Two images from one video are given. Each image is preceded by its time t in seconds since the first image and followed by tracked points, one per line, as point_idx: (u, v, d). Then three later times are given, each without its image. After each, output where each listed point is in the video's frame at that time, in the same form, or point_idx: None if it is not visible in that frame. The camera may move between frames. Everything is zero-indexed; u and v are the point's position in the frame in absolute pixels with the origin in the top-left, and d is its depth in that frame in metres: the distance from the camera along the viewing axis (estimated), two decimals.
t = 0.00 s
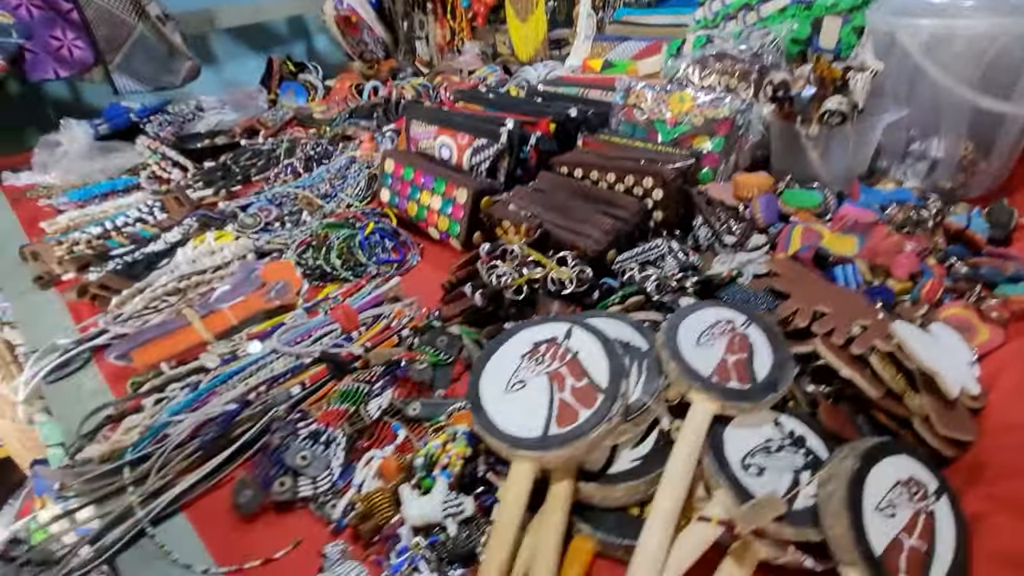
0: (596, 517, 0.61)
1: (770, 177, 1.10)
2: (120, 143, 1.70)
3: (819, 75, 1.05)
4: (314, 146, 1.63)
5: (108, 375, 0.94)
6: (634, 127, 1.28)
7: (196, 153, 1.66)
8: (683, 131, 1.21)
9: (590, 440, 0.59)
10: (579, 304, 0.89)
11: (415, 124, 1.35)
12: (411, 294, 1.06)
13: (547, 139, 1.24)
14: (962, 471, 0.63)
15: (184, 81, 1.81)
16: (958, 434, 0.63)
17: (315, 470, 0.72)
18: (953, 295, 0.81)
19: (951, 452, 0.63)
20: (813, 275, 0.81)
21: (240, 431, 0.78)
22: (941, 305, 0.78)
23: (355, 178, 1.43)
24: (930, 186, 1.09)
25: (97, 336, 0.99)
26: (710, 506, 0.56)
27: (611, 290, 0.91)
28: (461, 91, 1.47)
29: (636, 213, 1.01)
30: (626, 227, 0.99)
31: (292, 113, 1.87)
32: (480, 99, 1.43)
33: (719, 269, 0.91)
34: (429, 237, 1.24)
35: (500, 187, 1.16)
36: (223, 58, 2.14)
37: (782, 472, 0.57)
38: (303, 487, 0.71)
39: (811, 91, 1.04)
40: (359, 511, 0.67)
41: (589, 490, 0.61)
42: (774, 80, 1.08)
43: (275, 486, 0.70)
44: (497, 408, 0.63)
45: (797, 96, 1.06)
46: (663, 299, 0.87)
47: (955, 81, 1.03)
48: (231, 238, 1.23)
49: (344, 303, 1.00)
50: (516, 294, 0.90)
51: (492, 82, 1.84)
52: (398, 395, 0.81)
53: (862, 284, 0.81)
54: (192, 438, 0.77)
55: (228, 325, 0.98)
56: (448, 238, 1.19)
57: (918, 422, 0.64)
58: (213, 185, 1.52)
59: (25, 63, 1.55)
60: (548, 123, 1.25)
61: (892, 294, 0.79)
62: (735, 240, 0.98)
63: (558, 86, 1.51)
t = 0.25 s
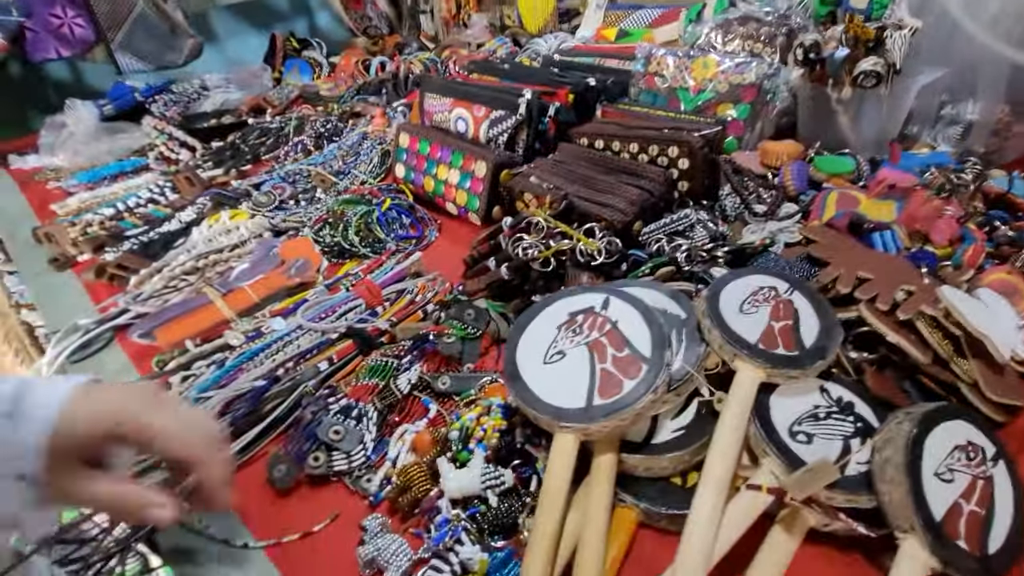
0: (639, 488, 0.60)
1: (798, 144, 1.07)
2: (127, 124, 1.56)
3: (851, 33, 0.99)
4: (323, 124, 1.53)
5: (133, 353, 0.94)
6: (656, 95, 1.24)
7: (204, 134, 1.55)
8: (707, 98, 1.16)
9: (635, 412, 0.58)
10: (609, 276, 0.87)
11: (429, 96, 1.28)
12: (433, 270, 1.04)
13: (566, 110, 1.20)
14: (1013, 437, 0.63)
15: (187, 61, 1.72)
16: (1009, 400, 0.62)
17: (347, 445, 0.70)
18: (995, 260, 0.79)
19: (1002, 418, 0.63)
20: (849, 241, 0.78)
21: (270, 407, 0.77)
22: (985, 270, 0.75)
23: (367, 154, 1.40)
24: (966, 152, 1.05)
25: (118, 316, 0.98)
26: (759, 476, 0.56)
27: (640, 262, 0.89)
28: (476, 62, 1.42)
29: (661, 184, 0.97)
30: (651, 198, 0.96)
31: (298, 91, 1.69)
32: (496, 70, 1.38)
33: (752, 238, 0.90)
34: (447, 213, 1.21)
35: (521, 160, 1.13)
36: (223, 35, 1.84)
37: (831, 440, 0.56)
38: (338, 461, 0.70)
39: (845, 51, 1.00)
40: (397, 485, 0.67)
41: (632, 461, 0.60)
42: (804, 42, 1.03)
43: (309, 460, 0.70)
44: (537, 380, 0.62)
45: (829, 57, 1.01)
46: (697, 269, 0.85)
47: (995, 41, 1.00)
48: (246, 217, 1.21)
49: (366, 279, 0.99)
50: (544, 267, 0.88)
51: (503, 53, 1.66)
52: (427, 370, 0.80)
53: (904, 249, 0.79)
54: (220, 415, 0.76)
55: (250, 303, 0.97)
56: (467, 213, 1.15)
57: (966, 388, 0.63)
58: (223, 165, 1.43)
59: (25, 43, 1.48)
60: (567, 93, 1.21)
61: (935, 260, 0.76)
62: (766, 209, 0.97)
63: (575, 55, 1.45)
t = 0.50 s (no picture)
0: (656, 484, 0.59)
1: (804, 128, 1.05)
2: (116, 124, 1.53)
3: (859, 13, 1.00)
4: (318, 120, 1.51)
5: (129, 358, 0.91)
6: (656, 82, 1.21)
7: (195, 133, 1.51)
8: (709, 83, 1.14)
9: (652, 405, 0.56)
10: (615, 267, 0.85)
11: (425, 88, 1.24)
12: (434, 265, 1.02)
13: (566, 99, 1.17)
14: None
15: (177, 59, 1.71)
16: None
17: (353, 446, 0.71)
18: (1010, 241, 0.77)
19: None
20: (859, 225, 0.76)
21: (272, 409, 0.76)
22: (1002, 251, 0.72)
23: (363, 150, 1.37)
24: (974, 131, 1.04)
25: (113, 321, 0.95)
26: (782, 469, 0.54)
27: (646, 252, 0.87)
28: (472, 54, 1.40)
29: (665, 172, 0.95)
30: (654, 187, 0.93)
31: (290, 88, 1.65)
32: (493, 60, 1.35)
33: (760, 224, 0.88)
34: (447, 207, 1.18)
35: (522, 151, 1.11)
36: (212, 33, 1.79)
37: (853, 430, 0.55)
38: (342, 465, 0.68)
39: (852, 31, 1.00)
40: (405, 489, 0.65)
41: (650, 457, 0.58)
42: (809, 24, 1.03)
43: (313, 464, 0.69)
44: (548, 377, 0.60)
45: (836, 37, 1.01)
46: (704, 257, 0.83)
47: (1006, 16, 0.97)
48: (241, 216, 1.18)
49: (367, 276, 0.97)
50: (549, 259, 0.86)
51: (499, 44, 1.64)
52: (432, 368, 0.78)
53: (917, 231, 0.77)
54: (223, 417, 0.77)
55: (249, 303, 0.95)
56: (467, 207, 1.13)
57: (987, 372, 0.61)
58: (216, 165, 1.40)
59: (10, 43, 1.44)
60: (566, 81, 1.18)
61: (951, 242, 0.74)
62: (774, 194, 0.94)
63: (572, 43, 1.42)
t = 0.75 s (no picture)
0: (664, 491, 0.58)
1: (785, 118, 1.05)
2: (85, 149, 1.48)
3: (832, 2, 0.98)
4: (295, 133, 1.48)
5: (115, 394, 0.88)
6: (635, 80, 1.20)
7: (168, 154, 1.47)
8: (688, 78, 1.13)
9: (656, 412, 0.56)
10: (607, 271, 0.85)
11: (403, 96, 1.22)
12: (425, 278, 1.01)
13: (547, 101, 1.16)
14: None
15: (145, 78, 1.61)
16: None
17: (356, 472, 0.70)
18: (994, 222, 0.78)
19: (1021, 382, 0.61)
20: (849, 216, 0.75)
21: (269, 439, 0.74)
22: (988, 232, 0.74)
23: (343, 162, 1.35)
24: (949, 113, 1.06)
25: (95, 356, 0.92)
26: (789, 469, 0.55)
27: (637, 253, 0.87)
28: (448, 59, 1.38)
29: (652, 170, 0.95)
30: (642, 186, 0.93)
31: (264, 101, 1.62)
32: (470, 64, 1.33)
33: (749, 219, 0.88)
34: (433, 216, 1.15)
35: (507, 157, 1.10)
36: (178, 49, 1.74)
37: (858, 424, 0.56)
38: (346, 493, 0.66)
39: (825, 21, 1.00)
40: (413, 513, 0.64)
41: (658, 463, 0.58)
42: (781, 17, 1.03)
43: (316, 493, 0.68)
44: (549, 390, 0.59)
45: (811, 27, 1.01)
46: (697, 256, 0.83)
47: None
48: (222, 238, 1.15)
49: (357, 293, 0.95)
50: (541, 266, 0.85)
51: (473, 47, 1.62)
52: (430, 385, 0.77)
53: (904, 218, 0.79)
54: (219, 451, 0.75)
55: (237, 329, 0.93)
56: (454, 215, 1.11)
57: (982, 355, 0.62)
58: (192, 185, 1.36)
59: None
60: (545, 83, 1.17)
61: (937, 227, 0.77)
62: (761, 187, 0.95)
63: (547, 43, 1.41)
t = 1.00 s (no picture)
0: (659, 491, 0.59)
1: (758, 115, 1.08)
2: (50, 170, 1.43)
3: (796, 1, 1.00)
4: (269, 146, 1.46)
5: (94, 424, 0.86)
6: (610, 82, 1.22)
7: (138, 172, 1.43)
8: (660, 79, 1.15)
9: (647, 414, 0.56)
10: (592, 273, 0.85)
11: (377, 106, 1.22)
12: (411, 288, 1.00)
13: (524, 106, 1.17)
14: (1011, 381, 0.63)
15: (109, 95, 1.60)
16: (999, 346, 0.63)
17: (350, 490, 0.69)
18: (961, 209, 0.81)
19: (996, 364, 0.63)
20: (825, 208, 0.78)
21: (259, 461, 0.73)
22: (956, 220, 0.77)
23: (321, 174, 1.33)
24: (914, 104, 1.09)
25: (72, 386, 0.89)
26: (779, 462, 0.56)
27: (621, 254, 0.88)
28: (422, 66, 1.37)
29: (632, 170, 0.96)
30: (623, 187, 0.94)
31: (235, 115, 1.59)
32: (444, 71, 1.32)
33: (728, 216, 0.90)
34: (414, 225, 1.15)
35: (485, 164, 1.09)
36: (144, 63, 1.72)
37: (843, 415, 0.57)
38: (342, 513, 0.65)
39: (791, 19, 1.01)
40: (410, 527, 0.64)
41: (652, 464, 0.58)
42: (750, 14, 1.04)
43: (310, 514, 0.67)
44: (542, 397, 0.59)
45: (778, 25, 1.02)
46: (679, 255, 0.84)
47: None
48: (200, 257, 1.13)
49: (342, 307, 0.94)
50: (527, 271, 0.85)
51: (447, 53, 1.62)
52: (421, 398, 0.76)
53: (877, 210, 0.80)
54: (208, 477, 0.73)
55: (220, 350, 0.91)
56: (436, 224, 1.10)
57: (957, 340, 0.64)
58: (165, 204, 1.33)
59: None
60: (521, 88, 1.16)
61: (909, 217, 0.78)
62: (738, 184, 0.97)
63: (521, 47, 1.42)
